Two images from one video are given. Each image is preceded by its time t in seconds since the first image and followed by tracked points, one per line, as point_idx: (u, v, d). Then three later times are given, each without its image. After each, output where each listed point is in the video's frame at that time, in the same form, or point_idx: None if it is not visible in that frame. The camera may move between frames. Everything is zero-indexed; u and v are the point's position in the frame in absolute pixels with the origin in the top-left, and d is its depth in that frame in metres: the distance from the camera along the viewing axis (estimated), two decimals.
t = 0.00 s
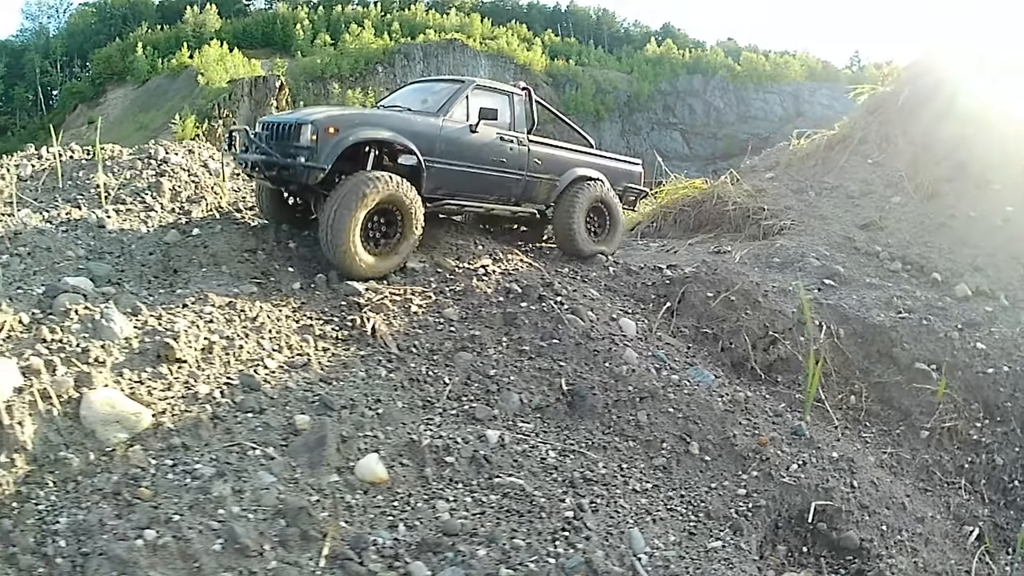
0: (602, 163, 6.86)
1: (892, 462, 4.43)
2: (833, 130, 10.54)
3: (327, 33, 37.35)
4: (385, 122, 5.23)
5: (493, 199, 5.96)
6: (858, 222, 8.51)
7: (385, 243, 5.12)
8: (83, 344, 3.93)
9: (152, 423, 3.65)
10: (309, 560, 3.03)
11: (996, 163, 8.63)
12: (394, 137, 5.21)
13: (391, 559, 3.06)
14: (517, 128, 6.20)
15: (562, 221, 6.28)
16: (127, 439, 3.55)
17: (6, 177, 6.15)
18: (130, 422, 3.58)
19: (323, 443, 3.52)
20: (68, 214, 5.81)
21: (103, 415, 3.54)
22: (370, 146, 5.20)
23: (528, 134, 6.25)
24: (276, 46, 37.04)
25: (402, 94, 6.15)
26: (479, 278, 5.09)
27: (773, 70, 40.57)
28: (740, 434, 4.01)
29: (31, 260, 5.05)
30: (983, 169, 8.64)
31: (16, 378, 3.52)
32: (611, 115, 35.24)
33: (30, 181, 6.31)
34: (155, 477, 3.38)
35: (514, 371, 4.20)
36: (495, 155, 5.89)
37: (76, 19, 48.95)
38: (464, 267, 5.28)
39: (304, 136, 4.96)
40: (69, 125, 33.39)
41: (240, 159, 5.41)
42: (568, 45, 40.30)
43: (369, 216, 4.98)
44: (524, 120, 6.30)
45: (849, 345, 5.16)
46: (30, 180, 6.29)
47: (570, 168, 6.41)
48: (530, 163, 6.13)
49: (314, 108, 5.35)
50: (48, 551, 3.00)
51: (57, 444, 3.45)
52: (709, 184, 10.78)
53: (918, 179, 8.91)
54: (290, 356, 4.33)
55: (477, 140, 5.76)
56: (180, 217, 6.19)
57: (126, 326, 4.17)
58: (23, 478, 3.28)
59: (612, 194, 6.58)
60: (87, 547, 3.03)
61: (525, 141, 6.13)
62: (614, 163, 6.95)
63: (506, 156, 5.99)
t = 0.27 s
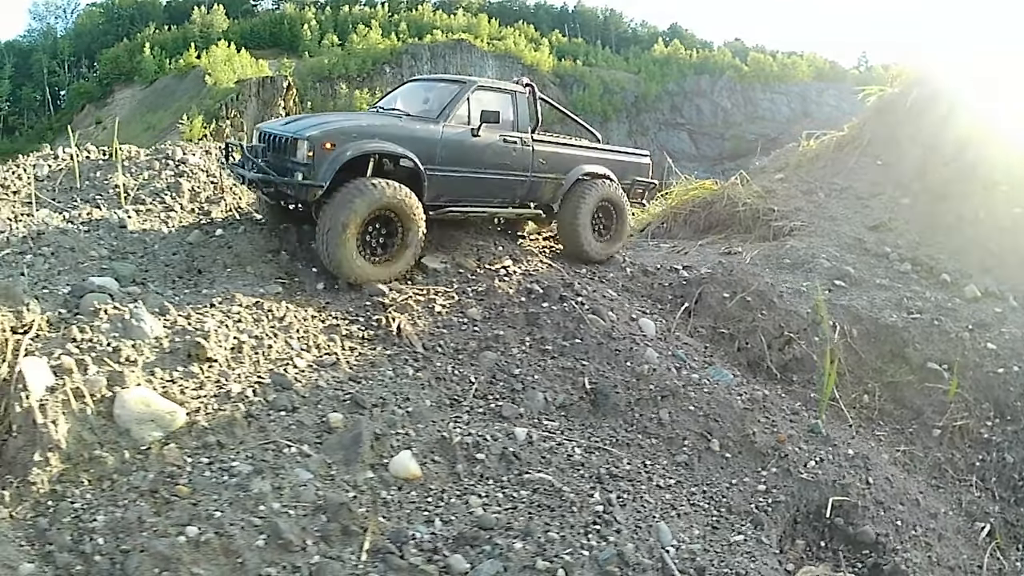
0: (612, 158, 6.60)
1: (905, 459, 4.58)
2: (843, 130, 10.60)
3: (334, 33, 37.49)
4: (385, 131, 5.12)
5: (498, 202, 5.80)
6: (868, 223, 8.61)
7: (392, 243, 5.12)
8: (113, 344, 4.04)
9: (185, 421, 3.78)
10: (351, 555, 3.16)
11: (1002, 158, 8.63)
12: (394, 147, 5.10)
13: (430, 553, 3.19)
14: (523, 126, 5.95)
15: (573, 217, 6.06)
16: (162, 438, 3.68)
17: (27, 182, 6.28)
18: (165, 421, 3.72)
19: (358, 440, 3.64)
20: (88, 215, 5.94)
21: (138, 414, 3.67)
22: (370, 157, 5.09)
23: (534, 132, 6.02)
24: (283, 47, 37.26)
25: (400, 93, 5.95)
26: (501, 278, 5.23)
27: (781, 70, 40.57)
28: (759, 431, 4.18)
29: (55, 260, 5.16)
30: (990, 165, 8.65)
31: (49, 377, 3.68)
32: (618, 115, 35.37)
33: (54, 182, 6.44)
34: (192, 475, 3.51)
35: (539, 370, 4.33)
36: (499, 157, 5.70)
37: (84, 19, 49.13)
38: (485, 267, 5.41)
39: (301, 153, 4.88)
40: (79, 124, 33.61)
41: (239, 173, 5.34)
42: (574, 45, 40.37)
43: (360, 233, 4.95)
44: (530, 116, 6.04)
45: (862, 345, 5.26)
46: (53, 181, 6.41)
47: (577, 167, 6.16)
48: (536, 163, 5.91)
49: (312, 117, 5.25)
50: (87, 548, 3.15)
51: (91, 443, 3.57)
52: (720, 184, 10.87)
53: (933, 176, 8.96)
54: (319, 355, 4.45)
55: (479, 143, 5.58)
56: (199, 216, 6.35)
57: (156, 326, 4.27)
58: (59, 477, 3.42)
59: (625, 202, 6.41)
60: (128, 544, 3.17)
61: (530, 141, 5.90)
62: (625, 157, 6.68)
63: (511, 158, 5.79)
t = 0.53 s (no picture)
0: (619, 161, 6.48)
1: (917, 457, 4.70)
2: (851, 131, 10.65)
3: (342, 32, 37.63)
4: (384, 137, 5.07)
5: (500, 208, 5.75)
6: (877, 224, 8.70)
7: (389, 239, 5.13)
8: (140, 343, 4.14)
9: (215, 420, 3.88)
10: (386, 550, 3.27)
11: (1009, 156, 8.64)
12: (392, 155, 5.06)
13: (461, 548, 3.30)
14: (529, 131, 5.84)
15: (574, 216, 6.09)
16: (193, 437, 3.79)
17: (43, 184, 6.43)
18: (194, 420, 3.82)
19: (386, 438, 3.75)
20: (106, 216, 6.04)
21: (167, 413, 3.78)
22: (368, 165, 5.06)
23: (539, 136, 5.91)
24: (290, 48, 37.48)
25: (403, 91, 5.98)
26: (519, 279, 5.35)
27: (788, 70, 40.56)
28: (775, 429, 4.35)
29: (75, 260, 5.22)
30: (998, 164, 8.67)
31: (76, 377, 3.76)
32: (626, 116, 35.48)
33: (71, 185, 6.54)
34: (223, 473, 3.62)
35: (559, 369, 4.45)
36: (503, 163, 5.64)
37: (91, 19, 49.32)
38: (503, 268, 5.53)
39: (298, 160, 4.85)
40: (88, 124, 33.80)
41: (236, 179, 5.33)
42: (581, 45, 40.45)
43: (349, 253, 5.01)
44: (537, 120, 5.91)
45: (873, 346, 5.36)
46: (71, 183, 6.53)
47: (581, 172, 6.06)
48: (540, 168, 5.84)
49: (311, 120, 5.20)
50: (119, 545, 3.29)
51: (120, 441, 3.67)
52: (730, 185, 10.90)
53: (944, 172, 8.99)
54: (342, 354, 4.56)
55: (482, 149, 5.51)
56: (215, 216, 6.46)
57: (182, 325, 4.38)
58: (88, 475, 3.51)
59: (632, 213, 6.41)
60: (163, 542, 3.30)
61: (534, 146, 5.81)
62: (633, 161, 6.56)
63: (515, 163, 5.72)
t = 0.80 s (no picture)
0: (625, 163, 6.51)
1: (928, 457, 4.80)
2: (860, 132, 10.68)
3: (350, 32, 37.77)
4: (380, 146, 5.12)
5: (502, 213, 5.82)
6: (887, 225, 8.79)
7: (378, 236, 5.15)
8: (166, 345, 4.26)
9: (244, 421, 3.99)
10: (419, 548, 3.38)
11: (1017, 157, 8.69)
12: (388, 164, 5.12)
13: (492, 545, 3.41)
14: (531, 134, 5.89)
15: (576, 215, 6.21)
16: (222, 437, 3.89)
17: (59, 184, 6.65)
18: (224, 420, 3.92)
19: (414, 438, 3.86)
20: (125, 217, 6.19)
21: (196, 413, 3.87)
22: (364, 173, 5.12)
23: (543, 139, 5.95)
24: (298, 48, 37.65)
25: (404, 90, 6.11)
26: (537, 280, 5.48)
27: (797, 70, 40.54)
28: (792, 429, 4.47)
29: (97, 261, 5.34)
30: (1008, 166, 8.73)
31: (104, 378, 3.89)
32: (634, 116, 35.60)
33: (88, 186, 6.74)
34: (254, 473, 3.74)
35: (578, 370, 4.57)
36: (505, 168, 5.69)
37: (100, 19, 49.56)
38: (521, 270, 5.65)
39: (293, 171, 4.91)
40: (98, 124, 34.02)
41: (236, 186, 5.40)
42: (588, 45, 40.53)
43: (347, 273, 5.12)
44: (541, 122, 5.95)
45: (886, 346, 5.44)
46: (86, 184, 6.77)
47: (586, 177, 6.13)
48: (543, 173, 5.89)
49: (309, 126, 5.25)
50: (152, 545, 3.42)
51: (150, 442, 3.78)
52: (740, 187, 10.98)
53: (954, 174, 9.07)
54: (366, 355, 4.67)
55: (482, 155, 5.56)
56: (233, 219, 6.61)
57: (208, 327, 4.50)
58: (118, 476, 3.64)
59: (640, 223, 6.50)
60: (196, 541, 3.42)
61: (538, 151, 5.86)
62: (639, 163, 6.58)
63: (517, 168, 5.77)
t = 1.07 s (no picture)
0: (634, 160, 6.66)
1: (940, 457, 4.91)
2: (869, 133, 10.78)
3: (360, 33, 37.97)
4: (384, 146, 5.24)
5: (507, 211, 5.97)
6: (898, 227, 8.88)
7: (370, 233, 5.25)
8: (196, 346, 4.41)
9: (276, 422, 4.14)
10: (454, 545, 3.50)
11: None
12: (392, 163, 5.24)
13: (524, 542, 3.53)
14: (537, 132, 6.02)
15: (585, 208, 6.38)
16: (254, 437, 4.04)
17: (77, 185, 6.95)
18: (257, 421, 4.07)
19: (445, 439, 4.00)
20: (147, 218, 6.42)
21: (230, 414, 4.03)
22: (370, 173, 5.26)
23: (551, 136, 6.10)
24: (309, 48, 37.88)
25: (409, 86, 6.23)
26: (557, 282, 5.62)
27: (806, 69, 40.52)
28: (809, 429, 4.63)
29: (122, 262, 5.50)
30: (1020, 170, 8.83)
31: (136, 379, 4.01)
32: (644, 116, 35.73)
33: (107, 187, 7.02)
34: (288, 473, 3.88)
35: (600, 371, 4.72)
36: (511, 166, 5.83)
37: (111, 19, 49.88)
38: (541, 272, 5.78)
39: (297, 173, 5.07)
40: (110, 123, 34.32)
41: (238, 187, 5.54)
42: (597, 44, 40.64)
43: (360, 281, 5.27)
44: (546, 120, 6.08)
45: (899, 348, 5.56)
46: (103, 184, 7.05)
47: (593, 174, 6.29)
48: (549, 171, 6.03)
49: (312, 126, 5.36)
50: (188, 544, 3.55)
51: (184, 442, 3.93)
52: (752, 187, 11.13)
53: (965, 174, 9.17)
54: (392, 356, 4.80)
55: (488, 153, 5.70)
56: (253, 220, 6.81)
57: (236, 329, 4.64)
58: (152, 476, 3.78)
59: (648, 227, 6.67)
60: (233, 540, 3.56)
61: (545, 148, 6.01)
62: (647, 160, 6.73)
63: (523, 166, 5.91)
